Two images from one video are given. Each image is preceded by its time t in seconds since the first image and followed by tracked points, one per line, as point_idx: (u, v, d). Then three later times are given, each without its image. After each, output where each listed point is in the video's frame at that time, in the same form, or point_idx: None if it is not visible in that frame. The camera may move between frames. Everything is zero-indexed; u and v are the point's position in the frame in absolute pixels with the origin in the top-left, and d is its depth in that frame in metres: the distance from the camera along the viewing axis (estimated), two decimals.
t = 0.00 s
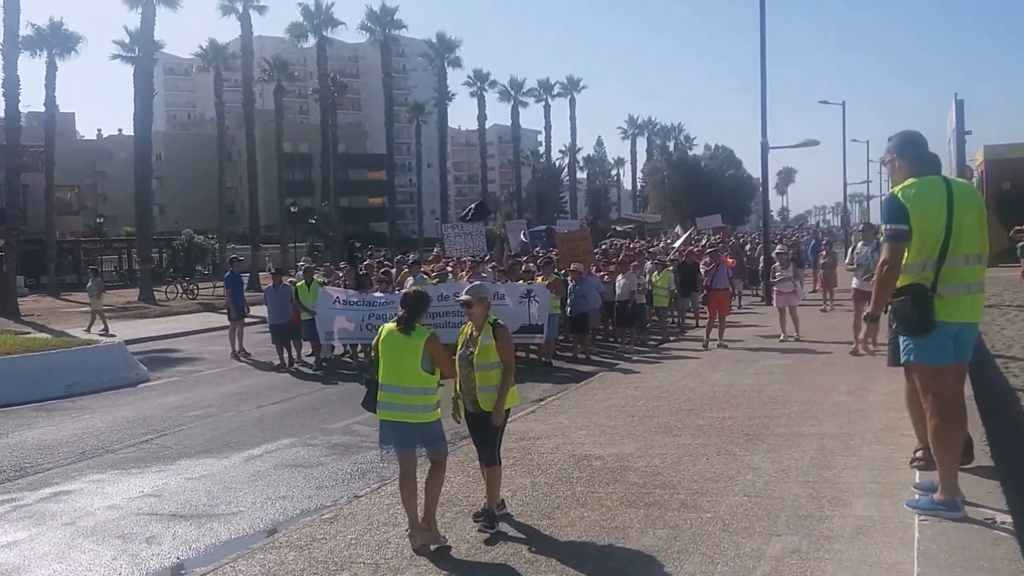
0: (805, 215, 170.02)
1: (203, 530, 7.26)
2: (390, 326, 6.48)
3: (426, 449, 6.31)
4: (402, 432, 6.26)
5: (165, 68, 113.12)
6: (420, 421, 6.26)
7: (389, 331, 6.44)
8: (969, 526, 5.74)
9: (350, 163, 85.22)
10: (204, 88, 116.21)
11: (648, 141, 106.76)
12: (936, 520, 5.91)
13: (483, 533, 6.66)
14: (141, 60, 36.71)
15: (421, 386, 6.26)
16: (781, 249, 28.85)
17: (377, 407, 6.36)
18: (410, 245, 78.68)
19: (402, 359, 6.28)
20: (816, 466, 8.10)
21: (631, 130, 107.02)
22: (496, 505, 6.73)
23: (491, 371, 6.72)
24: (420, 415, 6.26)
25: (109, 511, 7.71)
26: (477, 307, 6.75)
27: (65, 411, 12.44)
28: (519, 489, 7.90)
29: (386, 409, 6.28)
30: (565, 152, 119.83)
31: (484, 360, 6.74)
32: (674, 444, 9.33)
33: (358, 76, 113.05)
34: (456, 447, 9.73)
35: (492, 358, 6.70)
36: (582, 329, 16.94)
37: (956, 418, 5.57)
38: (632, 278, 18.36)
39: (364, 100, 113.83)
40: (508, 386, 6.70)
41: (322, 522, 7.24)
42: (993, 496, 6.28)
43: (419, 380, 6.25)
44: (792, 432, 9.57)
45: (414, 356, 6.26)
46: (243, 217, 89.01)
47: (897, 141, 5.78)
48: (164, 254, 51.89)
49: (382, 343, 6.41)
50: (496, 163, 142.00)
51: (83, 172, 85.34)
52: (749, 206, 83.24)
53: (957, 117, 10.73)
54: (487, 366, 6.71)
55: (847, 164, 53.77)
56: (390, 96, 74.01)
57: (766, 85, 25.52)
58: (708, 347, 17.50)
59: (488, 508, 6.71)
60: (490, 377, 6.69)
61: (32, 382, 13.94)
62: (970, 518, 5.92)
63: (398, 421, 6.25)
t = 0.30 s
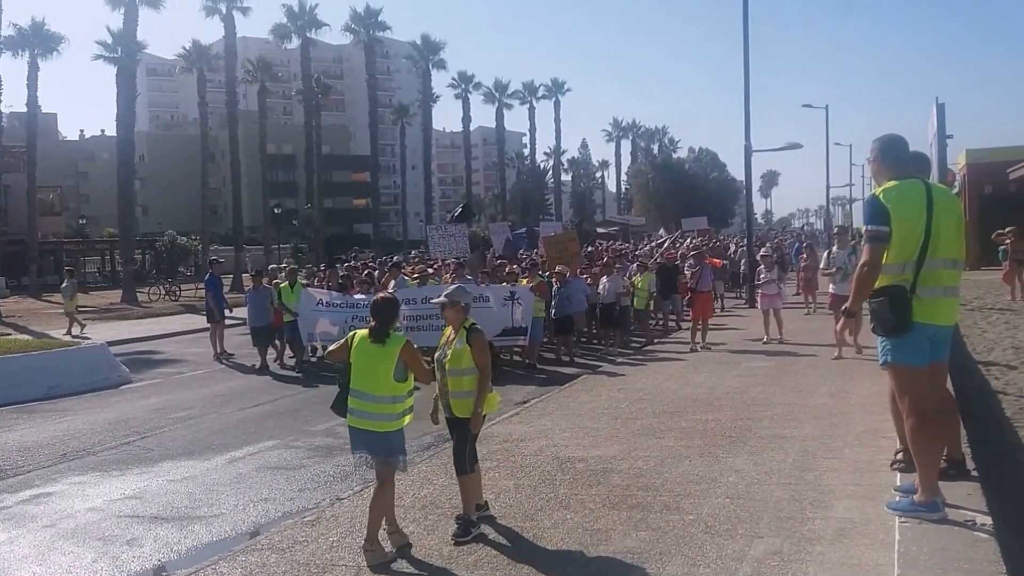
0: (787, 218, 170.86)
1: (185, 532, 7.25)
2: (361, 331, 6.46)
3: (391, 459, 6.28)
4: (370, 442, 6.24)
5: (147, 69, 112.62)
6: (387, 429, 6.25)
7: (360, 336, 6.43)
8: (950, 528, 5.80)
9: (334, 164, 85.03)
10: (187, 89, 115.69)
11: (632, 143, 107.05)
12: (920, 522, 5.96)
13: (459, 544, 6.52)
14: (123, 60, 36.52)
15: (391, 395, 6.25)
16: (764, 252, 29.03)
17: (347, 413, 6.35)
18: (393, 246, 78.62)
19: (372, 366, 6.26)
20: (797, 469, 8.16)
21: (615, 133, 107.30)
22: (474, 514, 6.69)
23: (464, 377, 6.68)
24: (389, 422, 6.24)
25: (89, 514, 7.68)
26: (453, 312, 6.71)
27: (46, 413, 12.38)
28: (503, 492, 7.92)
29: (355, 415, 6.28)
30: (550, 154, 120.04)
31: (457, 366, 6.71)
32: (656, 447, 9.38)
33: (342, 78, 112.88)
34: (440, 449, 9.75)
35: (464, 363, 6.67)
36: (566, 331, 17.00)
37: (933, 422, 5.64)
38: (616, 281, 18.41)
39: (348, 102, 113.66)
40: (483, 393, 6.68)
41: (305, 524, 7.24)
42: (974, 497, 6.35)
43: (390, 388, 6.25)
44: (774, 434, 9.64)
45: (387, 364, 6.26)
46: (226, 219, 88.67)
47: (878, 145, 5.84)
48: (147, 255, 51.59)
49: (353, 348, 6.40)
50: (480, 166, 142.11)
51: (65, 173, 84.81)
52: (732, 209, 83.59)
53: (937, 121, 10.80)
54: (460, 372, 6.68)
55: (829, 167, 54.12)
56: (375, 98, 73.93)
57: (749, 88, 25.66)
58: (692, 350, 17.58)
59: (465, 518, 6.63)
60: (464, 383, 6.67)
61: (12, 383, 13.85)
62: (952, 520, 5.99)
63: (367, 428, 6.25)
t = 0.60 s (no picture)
0: (774, 220, 171.61)
1: (169, 534, 7.23)
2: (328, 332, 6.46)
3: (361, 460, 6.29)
4: (337, 441, 6.25)
5: (132, 69, 112.19)
6: (354, 430, 6.25)
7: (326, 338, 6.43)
8: (932, 529, 5.86)
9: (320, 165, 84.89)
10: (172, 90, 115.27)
11: (619, 145, 107.30)
12: (902, 523, 6.00)
13: (444, 546, 6.53)
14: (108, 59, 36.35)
15: (357, 395, 6.25)
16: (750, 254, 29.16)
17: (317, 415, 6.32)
18: (380, 247, 78.51)
19: (337, 368, 6.28)
20: (781, 471, 8.20)
21: (602, 135, 107.56)
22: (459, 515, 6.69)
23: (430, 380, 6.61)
24: (356, 424, 6.25)
25: (73, 516, 7.65)
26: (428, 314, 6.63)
27: (30, 414, 12.32)
28: (488, 494, 7.93)
29: (322, 416, 6.29)
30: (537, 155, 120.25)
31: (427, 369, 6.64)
32: (641, 448, 9.41)
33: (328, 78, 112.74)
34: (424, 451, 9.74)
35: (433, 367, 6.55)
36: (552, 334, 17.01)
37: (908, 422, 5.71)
38: (602, 282, 18.42)
39: (335, 103, 113.52)
40: (446, 398, 6.50)
41: (289, 526, 7.23)
42: (955, 499, 6.42)
43: (358, 388, 6.26)
44: (761, 436, 9.68)
45: (354, 363, 6.27)
46: (211, 220, 88.41)
47: (860, 148, 5.89)
48: (132, 255, 51.35)
49: (318, 350, 6.39)
50: (467, 167, 142.22)
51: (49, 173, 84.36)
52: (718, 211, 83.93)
53: (921, 126, 10.87)
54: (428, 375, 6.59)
55: (813, 170, 54.49)
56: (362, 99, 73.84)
57: (735, 91, 25.79)
58: (677, 352, 17.62)
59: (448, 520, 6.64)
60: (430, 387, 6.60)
61: None
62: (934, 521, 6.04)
63: (333, 428, 6.26)
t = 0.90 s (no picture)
0: (763, 223, 171.98)
1: (154, 535, 7.21)
2: (280, 341, 6.38)
3: (327, 463, 6.28)
4: (299, 444, 6.21)
5: (120, 67, 111.81)
6: (325, 432, 6.24)
7: (280, 346, 6.36)
8: (915, 530, 5.89)
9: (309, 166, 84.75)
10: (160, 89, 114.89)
11: (608, 147, 107.47)
12: (886, 523, 6.02)
13: (427, 549, 6.49)
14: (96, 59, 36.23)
15: (322, 398, 6.25)
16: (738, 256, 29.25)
17: (280, 422, 6.22)
18: (368, 248, 78.43)
19: (303, 372, 6.25)
20: (768, 472, 8.23)
21: (592, 137, 107.74)
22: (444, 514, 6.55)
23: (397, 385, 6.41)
24: (326, 425, 6.25)
25: (57, 517, 7.62)
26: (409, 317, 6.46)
27: (16, 414, 12.26)
28: (475, 495, 7.92)
29: (279, 421, 6.22)
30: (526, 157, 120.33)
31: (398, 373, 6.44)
32: (629, 449, 9.43)
33: (317, 79, 112.60)
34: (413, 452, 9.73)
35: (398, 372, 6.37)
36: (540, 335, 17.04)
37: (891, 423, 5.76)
38: (590, 284, 18.44)
39: (324, 103, 113.41)
40: (410, 404, 6.29)
41: (276, 527, 7.22)
42: (939, 501, 6.45)
43: (326, 391, 6.27)
44: (748, 438, 9.72)
45: (321, 367, 6.29)
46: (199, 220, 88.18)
47: (844, 151, 5.92)
48: (119, 255, 51.15)
49: (278, 356, 6.31)
50: (456, 168, 142.25)
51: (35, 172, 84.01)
52: (706, 213, 84.18)
53: (908, 129, 10.91)
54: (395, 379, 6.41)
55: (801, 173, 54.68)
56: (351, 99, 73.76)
57: (723, 94, 25.90)
58: (665, 353, 17.66)
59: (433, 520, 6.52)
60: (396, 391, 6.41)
61: None
62: (917, 522, 6.06)
63: (293, 433, 6.20)
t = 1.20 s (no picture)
0: (754, 224, 172.15)
1: (143, 536, 7.18)
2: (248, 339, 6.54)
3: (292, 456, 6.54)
4: (277, 440, 6.40)
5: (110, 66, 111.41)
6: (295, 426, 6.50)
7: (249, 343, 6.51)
8: (901, 531, 5.92)
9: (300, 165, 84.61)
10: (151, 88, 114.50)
11: (600, 148, 107.53)
12: (873, 524, 6.04)
13: (386, 567, 6.17)
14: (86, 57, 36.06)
15: (296, 394, 6.51)
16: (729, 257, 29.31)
17: (257, 416, 6.37)
18: (359, 249, 78.33)
19: (281, 367, 6.48)
20: (758, 473, 8.24)
21: (583, 137, 107.80)
22: (413, 538, 6.27)
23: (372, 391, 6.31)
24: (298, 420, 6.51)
25: (45, 518, 7.58)
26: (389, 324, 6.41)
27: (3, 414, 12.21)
28: (464, 496, 7.92)
29: (253, 416, 6.37)
30: (518, 158, 120.35)
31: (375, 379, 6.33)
32: (618, 450, 9.45)
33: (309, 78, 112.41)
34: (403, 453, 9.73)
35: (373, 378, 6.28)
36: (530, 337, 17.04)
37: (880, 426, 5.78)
38: (581, 285, 18.45)
39: (315, 103, 113.23)
40: (381, 412, 6.17)
41: (265, 528, 7.20)
42: (927, 501, 6.48)
43: (299, 387, 6.54)
44: (738, 438, 9.74)
45: (294, 364, 6.56)
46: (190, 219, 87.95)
47: (832, 154, 5.95)
48: (108, 255, 50.93)
49: (252, 352, 6.46)
50: (448, 168, 142.16)
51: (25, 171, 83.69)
52: (697, 214, 84.30)
53: (898, 130, 10.93)
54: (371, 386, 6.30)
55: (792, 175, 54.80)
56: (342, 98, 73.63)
57: (714, 95, 25.96)
58: (656, 355, 17.67)
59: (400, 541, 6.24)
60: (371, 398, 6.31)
61: None
62: (904, 523, 6.08)
63: (268, 427, 6.39)
